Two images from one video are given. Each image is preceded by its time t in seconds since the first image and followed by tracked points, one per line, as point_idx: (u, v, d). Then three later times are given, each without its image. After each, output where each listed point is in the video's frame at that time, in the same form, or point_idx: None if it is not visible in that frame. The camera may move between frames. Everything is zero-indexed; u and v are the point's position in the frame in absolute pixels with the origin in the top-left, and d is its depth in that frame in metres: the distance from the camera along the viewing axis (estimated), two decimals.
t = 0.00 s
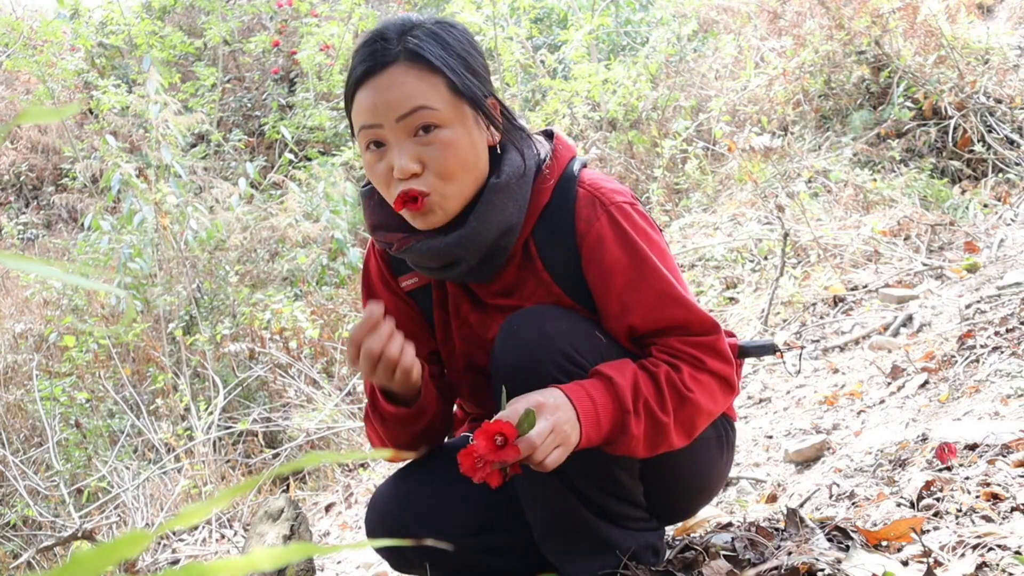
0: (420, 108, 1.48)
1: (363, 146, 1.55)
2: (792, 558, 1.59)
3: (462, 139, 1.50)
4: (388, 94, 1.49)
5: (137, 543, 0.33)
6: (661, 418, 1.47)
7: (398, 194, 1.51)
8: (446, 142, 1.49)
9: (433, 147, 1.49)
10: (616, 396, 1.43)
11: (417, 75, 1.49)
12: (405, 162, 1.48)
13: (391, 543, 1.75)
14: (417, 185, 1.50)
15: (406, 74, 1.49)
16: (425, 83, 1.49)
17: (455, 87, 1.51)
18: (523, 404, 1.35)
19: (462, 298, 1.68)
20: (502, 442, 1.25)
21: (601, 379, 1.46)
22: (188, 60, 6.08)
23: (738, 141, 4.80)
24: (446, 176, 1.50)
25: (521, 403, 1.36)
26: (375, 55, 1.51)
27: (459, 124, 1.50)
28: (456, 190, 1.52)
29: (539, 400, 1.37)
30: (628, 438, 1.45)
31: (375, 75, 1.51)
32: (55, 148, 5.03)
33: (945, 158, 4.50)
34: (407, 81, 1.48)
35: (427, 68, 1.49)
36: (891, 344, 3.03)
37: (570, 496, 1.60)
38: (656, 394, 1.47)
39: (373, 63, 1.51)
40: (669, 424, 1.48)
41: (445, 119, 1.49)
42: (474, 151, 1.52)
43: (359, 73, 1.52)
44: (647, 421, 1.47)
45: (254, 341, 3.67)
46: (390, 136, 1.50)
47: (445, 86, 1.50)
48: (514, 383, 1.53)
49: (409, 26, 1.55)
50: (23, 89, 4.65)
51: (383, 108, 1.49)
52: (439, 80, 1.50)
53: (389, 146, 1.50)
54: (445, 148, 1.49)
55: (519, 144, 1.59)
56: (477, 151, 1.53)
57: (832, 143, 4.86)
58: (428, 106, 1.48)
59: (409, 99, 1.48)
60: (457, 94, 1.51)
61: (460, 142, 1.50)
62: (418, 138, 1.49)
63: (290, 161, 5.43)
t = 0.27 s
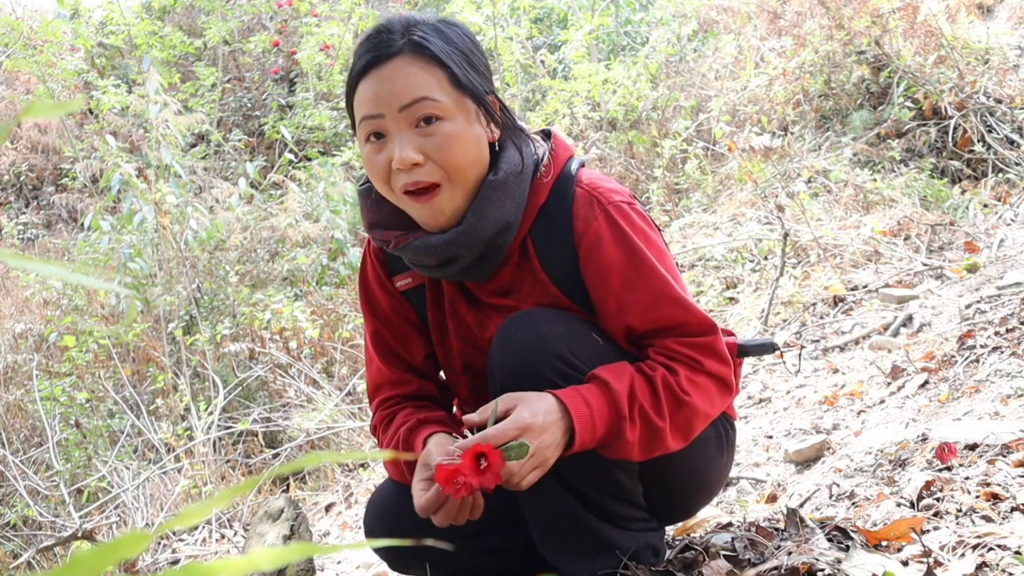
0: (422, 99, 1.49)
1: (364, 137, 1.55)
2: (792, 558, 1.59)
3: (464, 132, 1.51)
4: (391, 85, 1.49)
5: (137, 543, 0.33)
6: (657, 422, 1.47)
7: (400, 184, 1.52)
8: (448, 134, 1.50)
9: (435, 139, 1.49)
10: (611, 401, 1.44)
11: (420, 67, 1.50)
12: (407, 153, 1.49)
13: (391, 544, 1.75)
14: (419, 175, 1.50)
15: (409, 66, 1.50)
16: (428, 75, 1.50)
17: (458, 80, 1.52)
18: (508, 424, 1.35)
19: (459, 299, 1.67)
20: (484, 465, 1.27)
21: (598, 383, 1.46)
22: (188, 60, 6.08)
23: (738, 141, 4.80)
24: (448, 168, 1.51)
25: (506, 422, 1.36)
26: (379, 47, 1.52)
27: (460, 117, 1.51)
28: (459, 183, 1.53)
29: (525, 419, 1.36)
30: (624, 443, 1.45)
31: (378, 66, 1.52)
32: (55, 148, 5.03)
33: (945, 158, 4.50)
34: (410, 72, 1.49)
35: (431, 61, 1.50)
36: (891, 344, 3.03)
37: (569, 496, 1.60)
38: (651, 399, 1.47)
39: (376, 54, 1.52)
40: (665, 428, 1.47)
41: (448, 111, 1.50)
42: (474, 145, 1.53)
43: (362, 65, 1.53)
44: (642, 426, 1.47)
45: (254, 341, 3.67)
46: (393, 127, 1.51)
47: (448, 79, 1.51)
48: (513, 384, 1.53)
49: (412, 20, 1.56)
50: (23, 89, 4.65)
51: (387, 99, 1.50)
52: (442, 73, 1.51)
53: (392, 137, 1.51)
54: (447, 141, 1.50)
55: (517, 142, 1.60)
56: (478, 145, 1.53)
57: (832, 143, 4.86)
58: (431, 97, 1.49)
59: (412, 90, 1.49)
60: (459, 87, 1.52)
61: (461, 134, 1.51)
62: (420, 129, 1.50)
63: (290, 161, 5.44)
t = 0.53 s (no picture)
0: (425, 88, 1.49)
1: (365, 131, 1.54)
2: (792, 558, 1.59)
3: (467, 120, 1.52)
4: (394, 75, 1.50)
5: (136, 544, 0.33)
6: (656, 415, 1.46)
7: (404, 174, 1.51)
8: (452, 122, 1.50)
9: (440, 127, 1.50)
10: (613, 397, 1.44)
11: (421, 58, 1.51)
12: (412, 140, 1.48)
13: (392, 544, 1.75)
14: (424, 163, 1.50)
15: (410, 57, 1.51)
16: (429, 65, 1.51)
17: (458, 72, 1.54)
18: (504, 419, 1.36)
19: (456, 298, 1.67)
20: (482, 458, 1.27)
21: (598, 381, 1.46)
22: (188, 60, 6.08)
23: (738, 141, 4.80)
24: (451, 157, 1.51)
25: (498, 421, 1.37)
26: (380, 40, 1.52)
27: (462, 107, 1.52)
28: (463, 170, 1.52)
29: (517, 416, 1.36)
30: (627, 438, 1.45)
31: (378, 60, 1.52)
32: (55, 148, 5.04)
33: (945, 158, 4.50)
34: (412, 63, 1.50)
35: (431, 52, 1.52)
36: (891, 344, 3.03)
37: (570, 494, 1.59)
38: (650, 394, 1.47)
39: (375, 48, 1.52)
40: (665, 420, 1.47)
41: (450, 101, 1.51)
42: (476, 134, 1.53)
43: (360, 60, 1.53)
44: (643, 420, 1.47)
45: (254, 341, 3.67)
46: (395, 116, 1.50)
47: (448, 70, 1.53)
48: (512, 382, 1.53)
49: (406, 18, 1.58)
50: (23, 89, 4.65)
51: (389, 89, 1.50)
52: (443, 64, 1.53)
53: (396, 127, 1.50)
54: (452, 128, 1.50)
55: (511, 136, 1.61)
56: (478, 135, 1.54)
57: (832, 143, 4.86)
58: (434, 87, 1.50)
59: (415, 79, 1.49)
60: (459, 78, 1.53)
61: (464, 123, 1.51)
62: (424, 117, 1.50)
63: (290, 161, 5.44)
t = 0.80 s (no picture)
0: (429, 68, 1.55)
1: (369, 115, 1.56)
2: (792, 558, 1.59)
3: (469, 100, 1.57)
4: (399, 56, 1.55)
5: (136, 545, 0.33)
6: (664, 394, 1.45)
7: (411, 149, 1.52)
8: (456, 99, 1.55)
9: (445, 102, 1.54)
10: (620, 380, 1.42)
11: (422, 43, 1.58)
12: (418, 112, 1.51)
13: (393, 544, 1.74)
14: (432, 137, 1.51)
15: (412, 42, 1.57)
16: (431, 49, 1.57)
17: (456, 60, 1.61)
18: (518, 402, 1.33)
19: (455, 297, 1.66)
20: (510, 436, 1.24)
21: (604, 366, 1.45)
22: (188, 60, 6.08)
23: (738, 141, 4.80)
24: (457, 133, 1.54)
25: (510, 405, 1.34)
26: (382, 28, 1.58)
27: (464, 89, 1.58)
28: (465, 149, 1.55)
29: (532, 398, 1.34)
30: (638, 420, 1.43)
31: (379, 48, 1.58)
32: (55, 148, 5.04)
33: (945, 158, 4.50)
34: (415, 46, 1.56)
35: (431, 40, 1.59)
36: (891, 344, 3.03)
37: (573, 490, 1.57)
38: (657, 375, 1.45)
39: (377, 37, 1.58)
40: (673, 399, 1.46)
41: (453, 81, 1.56)
42: (477, 116, 1.58)
43: (362, 50, 1.59)
44: (652, 402, 1.45)
45: (254, 341, 3.67)
46: (401, 93, 1.54)
47: (448, 56, 1.60)
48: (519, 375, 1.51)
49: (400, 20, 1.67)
50: (23, 89, 4.65)
51: (395, 69, 1.54)
52: (442, 51, 1.60)
53: (402, 104, 1.53)
54: (456, 104, 1.54)
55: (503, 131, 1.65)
56: (479, 117, 1.58)
57: (832, 143, 4.86)
58: (437, 67, 1.56)
59: (420, 60, 1.55)
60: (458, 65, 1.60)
61: (467, 101, 1.56)
62: (429, 94, 1.54)
63: (290, 161, 5.44)
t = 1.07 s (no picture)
0: (416, 72, 1.57)
1: (358, 121, 1.58)
2: (792, 558, 1.59)
3: (457, 102, 1.58)
4: (386, 62, 1.57)
5: (136, 545, 0.33)
6: (674, 365, 1.44)
7: (402, 151, 1.52)
8: (444, 101, 1.56)
9: (433, 104, 1.55)
10: (633, 352, 1.40)
11: (409, 50, 1.60)
12: (408, 115, 1.52)
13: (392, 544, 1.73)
14: (422, 138, 1.52)
15: (398, 49, 1.59)
16: (417, 55, 1.60)
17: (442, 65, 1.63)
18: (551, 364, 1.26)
19: (452, 296, 1.65)
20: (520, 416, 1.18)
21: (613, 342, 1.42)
22: (188, 60, 6.08)
23: (738, 141, 4.80)
24: (447, 133, 1.55)
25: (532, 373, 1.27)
26: (368, 38, 1.61)
27: (451, 92, 1.59)
28: (456, 150, 1.56)
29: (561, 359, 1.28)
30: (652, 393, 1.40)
31: (366, 56, 1.60)
32: (55, 148, 5.04)
33: (945, 158, 4.50)
34: (401, 52, 1.59)
35: (417, 47, 1.61)
36: (891, 344, 3.03)
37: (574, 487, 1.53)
38: (666, 344, 1.45)
39: (364, 46, 1.61)
40: (682, 371, 1.45)
41: (440, 84, 1.58)
42: (465, 117, 1.59)
43: (350, 59, 1.61)
44: (662, 373, 1.43)
45: (253, 341, 3.68)
46: (389, 98, 1.56)
47: (434, 62, 1.62)
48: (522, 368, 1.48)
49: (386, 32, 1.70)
50: (23, 89, 4.65)
51: (382, 75, 1.56)
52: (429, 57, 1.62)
53: (391, 108, 1.55)
54: (445, 105, 1.55)
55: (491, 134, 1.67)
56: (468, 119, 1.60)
57: (832, 143, 4.86)
58: (424, 71, 1.58)
59: (407, 65, 1.57)
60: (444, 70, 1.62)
61: (456, 103, 1.58)
62: (417, 97, 1.56)
63: (290, 161, 5.45)
